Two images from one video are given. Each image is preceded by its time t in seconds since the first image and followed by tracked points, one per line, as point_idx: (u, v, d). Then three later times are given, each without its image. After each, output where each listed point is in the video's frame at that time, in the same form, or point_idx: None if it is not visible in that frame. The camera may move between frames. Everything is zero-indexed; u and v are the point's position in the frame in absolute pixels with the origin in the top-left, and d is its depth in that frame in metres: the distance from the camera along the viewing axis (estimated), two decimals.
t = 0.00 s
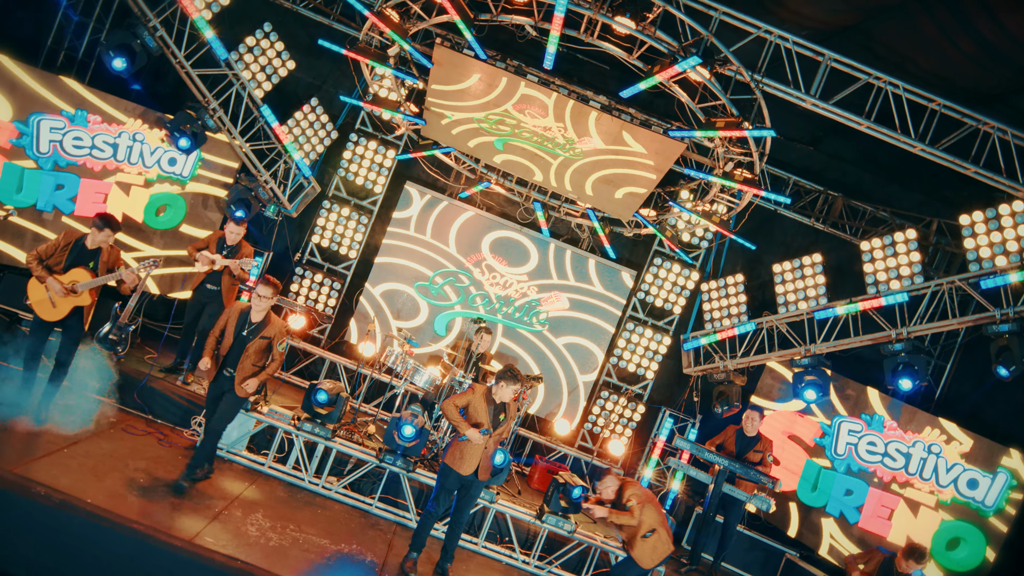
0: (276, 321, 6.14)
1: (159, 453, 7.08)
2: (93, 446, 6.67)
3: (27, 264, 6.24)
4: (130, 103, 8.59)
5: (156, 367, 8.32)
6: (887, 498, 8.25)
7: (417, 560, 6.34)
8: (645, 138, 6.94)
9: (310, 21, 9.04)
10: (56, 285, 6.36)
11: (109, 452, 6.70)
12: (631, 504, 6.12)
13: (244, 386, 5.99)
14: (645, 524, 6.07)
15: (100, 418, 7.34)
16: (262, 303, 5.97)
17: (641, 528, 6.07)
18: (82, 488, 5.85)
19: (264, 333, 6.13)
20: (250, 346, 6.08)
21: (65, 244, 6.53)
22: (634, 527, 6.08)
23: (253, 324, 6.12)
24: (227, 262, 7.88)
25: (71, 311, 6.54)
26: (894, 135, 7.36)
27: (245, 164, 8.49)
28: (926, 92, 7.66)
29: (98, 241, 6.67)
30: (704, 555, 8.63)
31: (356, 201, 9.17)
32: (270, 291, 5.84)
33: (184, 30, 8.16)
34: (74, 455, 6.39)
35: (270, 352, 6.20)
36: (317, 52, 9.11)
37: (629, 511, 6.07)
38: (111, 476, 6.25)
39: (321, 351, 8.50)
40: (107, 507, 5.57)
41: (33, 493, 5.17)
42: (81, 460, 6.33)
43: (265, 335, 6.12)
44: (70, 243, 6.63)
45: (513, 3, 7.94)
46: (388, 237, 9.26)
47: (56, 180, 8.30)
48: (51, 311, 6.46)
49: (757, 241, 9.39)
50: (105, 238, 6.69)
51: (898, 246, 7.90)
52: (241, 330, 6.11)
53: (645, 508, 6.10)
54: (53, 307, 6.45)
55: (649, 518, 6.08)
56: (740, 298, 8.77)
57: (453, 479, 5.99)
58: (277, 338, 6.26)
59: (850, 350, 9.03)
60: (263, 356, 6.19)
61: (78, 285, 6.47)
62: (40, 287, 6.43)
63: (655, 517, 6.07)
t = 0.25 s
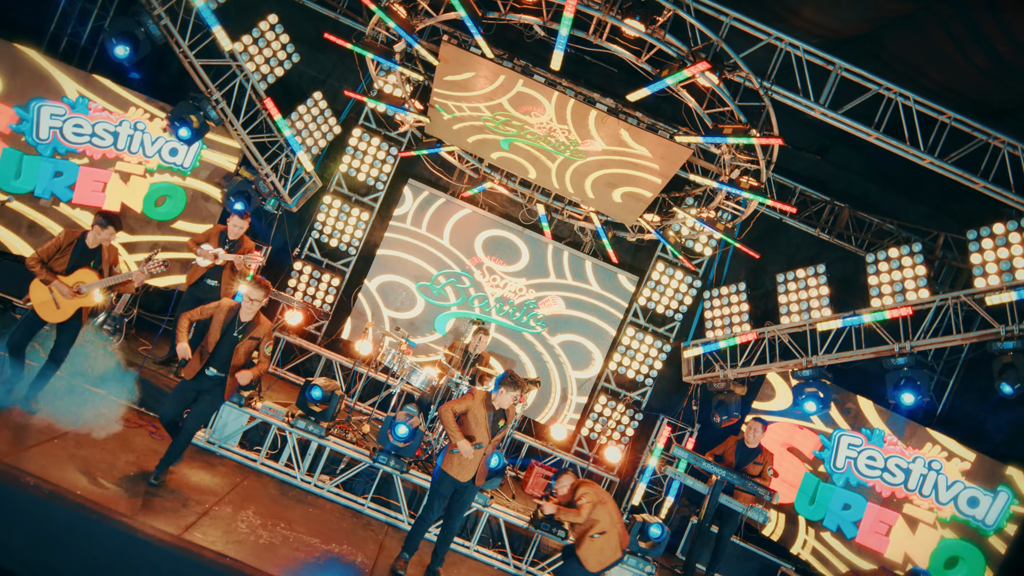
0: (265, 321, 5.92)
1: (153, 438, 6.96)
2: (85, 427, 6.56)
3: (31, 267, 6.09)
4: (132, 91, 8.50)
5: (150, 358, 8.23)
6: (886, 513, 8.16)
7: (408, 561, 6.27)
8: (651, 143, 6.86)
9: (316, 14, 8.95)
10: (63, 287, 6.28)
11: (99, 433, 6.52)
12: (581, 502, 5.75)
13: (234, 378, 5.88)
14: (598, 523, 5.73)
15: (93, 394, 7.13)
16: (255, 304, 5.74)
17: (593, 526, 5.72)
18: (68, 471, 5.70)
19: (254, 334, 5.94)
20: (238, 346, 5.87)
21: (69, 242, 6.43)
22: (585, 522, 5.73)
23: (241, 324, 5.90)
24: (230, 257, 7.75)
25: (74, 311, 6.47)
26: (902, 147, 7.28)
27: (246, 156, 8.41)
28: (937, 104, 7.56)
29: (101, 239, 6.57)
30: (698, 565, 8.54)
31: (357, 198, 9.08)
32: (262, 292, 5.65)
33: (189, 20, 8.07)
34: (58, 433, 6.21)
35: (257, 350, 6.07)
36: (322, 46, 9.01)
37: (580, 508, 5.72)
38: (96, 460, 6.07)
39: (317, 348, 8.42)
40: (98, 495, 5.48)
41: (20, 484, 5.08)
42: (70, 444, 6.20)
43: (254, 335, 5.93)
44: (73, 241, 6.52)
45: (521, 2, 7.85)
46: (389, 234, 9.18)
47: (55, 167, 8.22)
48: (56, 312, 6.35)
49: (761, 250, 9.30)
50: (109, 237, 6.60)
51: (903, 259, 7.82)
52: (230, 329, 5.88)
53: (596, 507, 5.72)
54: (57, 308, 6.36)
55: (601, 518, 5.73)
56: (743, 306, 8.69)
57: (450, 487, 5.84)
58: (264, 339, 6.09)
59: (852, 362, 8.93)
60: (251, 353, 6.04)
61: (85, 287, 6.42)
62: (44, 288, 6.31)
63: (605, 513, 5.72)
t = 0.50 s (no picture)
0: (259, 307, 5.91)
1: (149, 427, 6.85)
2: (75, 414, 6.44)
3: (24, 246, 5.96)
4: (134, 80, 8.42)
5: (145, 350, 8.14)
6: (884, 529, 8.07)
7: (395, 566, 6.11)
8: (657, 147, 6.78)
9: (323, 8, 8.86)
10: (55, 267, 6.16)
11: (92, 424, 6.41)
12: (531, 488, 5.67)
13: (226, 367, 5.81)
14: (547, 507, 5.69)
15: (85, 383, 7.03)
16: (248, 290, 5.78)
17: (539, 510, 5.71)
18: (58, 460, 5.59)
19: (246, 319, 5.91)
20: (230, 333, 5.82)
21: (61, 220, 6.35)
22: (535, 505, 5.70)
23: (234, 310, 5.87)
24: (230, 251, 7.66)
25: (67, 293, 6.35)
26: (910, 159, 7.20)
27: (248, 149, 8.32)
28: (947, 117, 7.46)
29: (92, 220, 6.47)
30: None
31: (358, 194, 8.99)
32: (255, 279, 5.62)
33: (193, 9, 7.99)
34: (50, 424, 6.12)
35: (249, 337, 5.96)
36: (328, 40, 8.93)
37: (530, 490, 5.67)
38: (87, 451, 5.96)
39: (313, 345, 8.33)
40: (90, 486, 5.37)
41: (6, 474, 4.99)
42: (60, 432, 6.07)
43: (247, 320, 5.89)
44: (66, 222, 6.44)
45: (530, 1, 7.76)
46: (389, 232, 9.08)
47: (54, 154, 8.13)
48: (48, 294, 6.22)
49: (765, 259, 9.20)
50: (100, 217, 6.49)
51: (908, 272, 7.73)
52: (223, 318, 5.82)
53: (545, 490, 5.67)
54: (49, 289, 6.22)
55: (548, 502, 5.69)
56: (745, 315, 8.60)
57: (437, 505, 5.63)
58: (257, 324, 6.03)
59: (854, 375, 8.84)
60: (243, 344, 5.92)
61: (77, 267, 6.31)
62: (35, 269, 6.16)
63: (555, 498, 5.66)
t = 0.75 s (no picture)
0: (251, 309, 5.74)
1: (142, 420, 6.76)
2: (66, 403, 6.35)
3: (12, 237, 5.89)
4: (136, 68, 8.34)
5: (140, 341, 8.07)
6: (881, 544, 7.99)
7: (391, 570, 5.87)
8: (662, 151, 6.70)
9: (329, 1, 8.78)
10: (44, 259, 6.09)
11: (84, 414, 6.32)
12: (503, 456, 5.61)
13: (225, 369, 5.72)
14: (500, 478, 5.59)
15: (77, 373, 6.92)
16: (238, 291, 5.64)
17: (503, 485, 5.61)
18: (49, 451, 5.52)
19: (239, 321, 5.77)
20: (223, 336, 5.69)
21: (51, 214, 6.22)
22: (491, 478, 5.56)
23: (226, 314, 5.72)
24: (226, 244, 7.61)
25: (55, 285, 6.30)
26: (918, 171, 7.10)
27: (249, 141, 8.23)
28: (958, 129, 7.35)
29: (83, 214, 6.35)
30: None
31: (359, 190, 8.90)
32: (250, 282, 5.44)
33: None
34: (42, 412, 6.02)
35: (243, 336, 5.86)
36: (333, 33, 8.84)
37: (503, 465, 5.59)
38: (80, 442, 5.88)
39: (310, 341, 8.24)
40: (79, 479, 5.29)
41: None
42: (51, 421, 5.98)
43: (240, 323, 5.76)
44: (56, 215, 6.30)
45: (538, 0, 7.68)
46: (389, 229, 8.98)
47: (53, 141, 8.04)
48: (36, 285, 6.17)
49: (769, 267, 9.11)
50: (91, 211, 6.37)
51: (913, 285, 7.65)
52: (216, 321, 5.67)
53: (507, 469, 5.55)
54: (37, 281, 6.17)
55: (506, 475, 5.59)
56: (746, 324, 8.51)
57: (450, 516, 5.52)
58: (250, 323, 5.90)
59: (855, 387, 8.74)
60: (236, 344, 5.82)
61: (66, 260, 6.22)
62: (24, 260, 6.11)
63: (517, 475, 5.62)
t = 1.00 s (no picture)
0: (264, 301, 5.70)
1: (134, 410, 6.64)
2: (57, 393, 6.25)
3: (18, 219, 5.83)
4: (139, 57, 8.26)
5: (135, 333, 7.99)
6: (877, 559, 7.93)
7: None
8: (667, 155, 6.63)
9: None
10: (50, 243, 6.01)
11: (74, 404, 6.20)
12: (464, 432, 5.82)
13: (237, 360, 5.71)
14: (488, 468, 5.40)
15: (70, 362, 6.83)
16: (249, 283, 5.59)
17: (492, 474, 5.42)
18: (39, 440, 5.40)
19: (252, 313, 5.73)
20: (238, 328, 5.65)
21: (58, 195, 6.17)
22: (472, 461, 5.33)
23: (237, 306, 5.64)
24: (224, 235, 7.52)
25: (61, 270, 6.22)
26: (926, 182, 7.00)
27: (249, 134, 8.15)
28: (966, 142, 7.25)
29: (89, 197, 6.24)
30: None
31: (360, 186, 8.81)
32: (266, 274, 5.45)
33: None
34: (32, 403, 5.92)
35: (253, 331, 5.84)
36: (339, 27, 8.75)
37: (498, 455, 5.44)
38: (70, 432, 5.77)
39: (306, 337, 8.16)
40: (69, 469, 5.18)
41: None
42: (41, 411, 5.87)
43: (252, 315, 5.72)
44: (62, 199, 6.26)
45: None
46: (388, 227, 8.90)
47: (53, 128, 7.96)
48: (41, 270, 6.10)
49: (772, 276, 9.02)
50: (98, 194, 6.25)
51: (917, 298, 7.55)
52: (226, 312, 5.61)
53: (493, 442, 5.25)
54: (42, 265, 6.10)
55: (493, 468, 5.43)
56: (747, 333, 8.44)
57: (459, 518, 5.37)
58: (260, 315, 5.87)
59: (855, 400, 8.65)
60: (244, 337, 5.78)
61: (73, 245, 6.14)
62: (30, 244, 6.04)
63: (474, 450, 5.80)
